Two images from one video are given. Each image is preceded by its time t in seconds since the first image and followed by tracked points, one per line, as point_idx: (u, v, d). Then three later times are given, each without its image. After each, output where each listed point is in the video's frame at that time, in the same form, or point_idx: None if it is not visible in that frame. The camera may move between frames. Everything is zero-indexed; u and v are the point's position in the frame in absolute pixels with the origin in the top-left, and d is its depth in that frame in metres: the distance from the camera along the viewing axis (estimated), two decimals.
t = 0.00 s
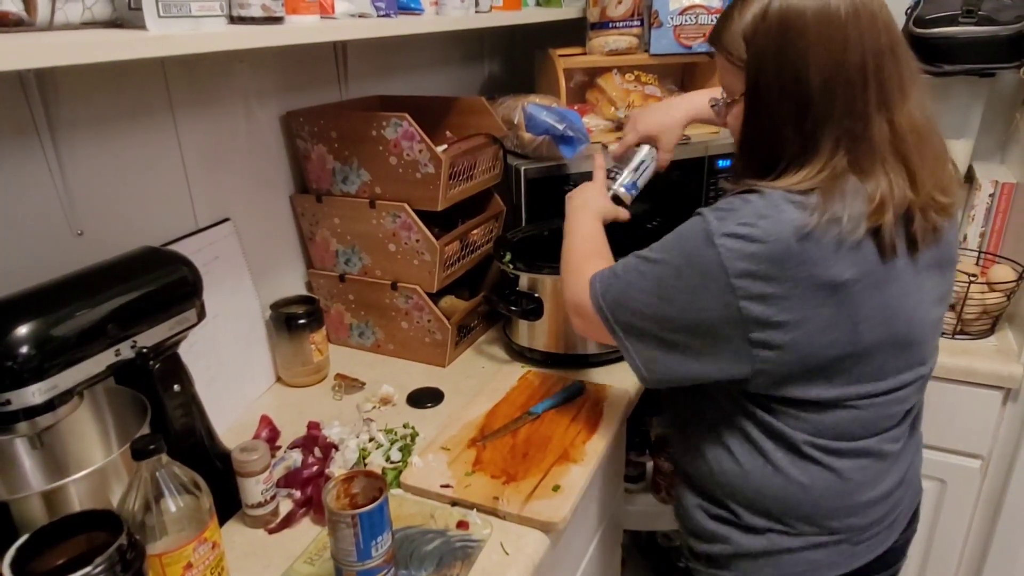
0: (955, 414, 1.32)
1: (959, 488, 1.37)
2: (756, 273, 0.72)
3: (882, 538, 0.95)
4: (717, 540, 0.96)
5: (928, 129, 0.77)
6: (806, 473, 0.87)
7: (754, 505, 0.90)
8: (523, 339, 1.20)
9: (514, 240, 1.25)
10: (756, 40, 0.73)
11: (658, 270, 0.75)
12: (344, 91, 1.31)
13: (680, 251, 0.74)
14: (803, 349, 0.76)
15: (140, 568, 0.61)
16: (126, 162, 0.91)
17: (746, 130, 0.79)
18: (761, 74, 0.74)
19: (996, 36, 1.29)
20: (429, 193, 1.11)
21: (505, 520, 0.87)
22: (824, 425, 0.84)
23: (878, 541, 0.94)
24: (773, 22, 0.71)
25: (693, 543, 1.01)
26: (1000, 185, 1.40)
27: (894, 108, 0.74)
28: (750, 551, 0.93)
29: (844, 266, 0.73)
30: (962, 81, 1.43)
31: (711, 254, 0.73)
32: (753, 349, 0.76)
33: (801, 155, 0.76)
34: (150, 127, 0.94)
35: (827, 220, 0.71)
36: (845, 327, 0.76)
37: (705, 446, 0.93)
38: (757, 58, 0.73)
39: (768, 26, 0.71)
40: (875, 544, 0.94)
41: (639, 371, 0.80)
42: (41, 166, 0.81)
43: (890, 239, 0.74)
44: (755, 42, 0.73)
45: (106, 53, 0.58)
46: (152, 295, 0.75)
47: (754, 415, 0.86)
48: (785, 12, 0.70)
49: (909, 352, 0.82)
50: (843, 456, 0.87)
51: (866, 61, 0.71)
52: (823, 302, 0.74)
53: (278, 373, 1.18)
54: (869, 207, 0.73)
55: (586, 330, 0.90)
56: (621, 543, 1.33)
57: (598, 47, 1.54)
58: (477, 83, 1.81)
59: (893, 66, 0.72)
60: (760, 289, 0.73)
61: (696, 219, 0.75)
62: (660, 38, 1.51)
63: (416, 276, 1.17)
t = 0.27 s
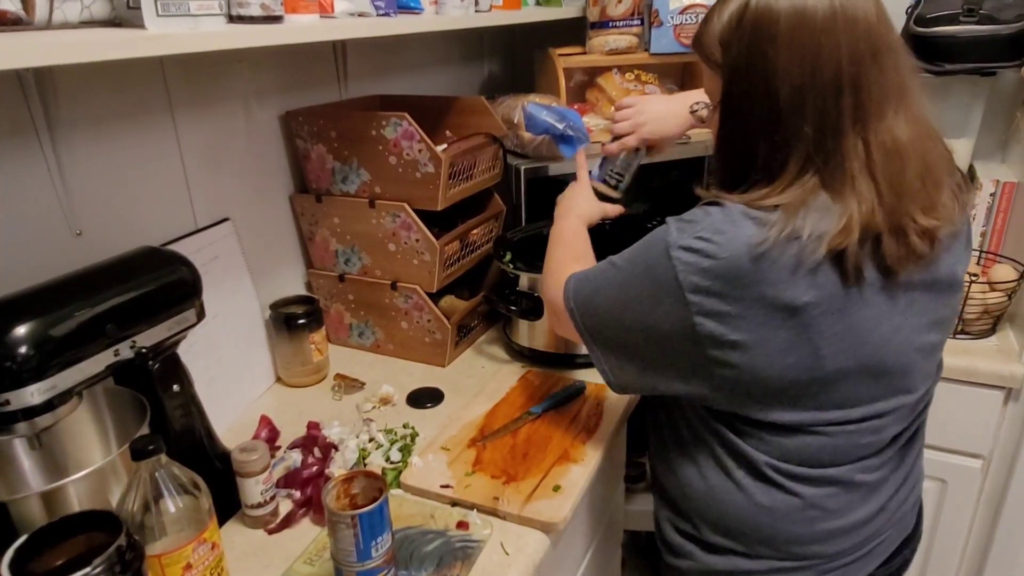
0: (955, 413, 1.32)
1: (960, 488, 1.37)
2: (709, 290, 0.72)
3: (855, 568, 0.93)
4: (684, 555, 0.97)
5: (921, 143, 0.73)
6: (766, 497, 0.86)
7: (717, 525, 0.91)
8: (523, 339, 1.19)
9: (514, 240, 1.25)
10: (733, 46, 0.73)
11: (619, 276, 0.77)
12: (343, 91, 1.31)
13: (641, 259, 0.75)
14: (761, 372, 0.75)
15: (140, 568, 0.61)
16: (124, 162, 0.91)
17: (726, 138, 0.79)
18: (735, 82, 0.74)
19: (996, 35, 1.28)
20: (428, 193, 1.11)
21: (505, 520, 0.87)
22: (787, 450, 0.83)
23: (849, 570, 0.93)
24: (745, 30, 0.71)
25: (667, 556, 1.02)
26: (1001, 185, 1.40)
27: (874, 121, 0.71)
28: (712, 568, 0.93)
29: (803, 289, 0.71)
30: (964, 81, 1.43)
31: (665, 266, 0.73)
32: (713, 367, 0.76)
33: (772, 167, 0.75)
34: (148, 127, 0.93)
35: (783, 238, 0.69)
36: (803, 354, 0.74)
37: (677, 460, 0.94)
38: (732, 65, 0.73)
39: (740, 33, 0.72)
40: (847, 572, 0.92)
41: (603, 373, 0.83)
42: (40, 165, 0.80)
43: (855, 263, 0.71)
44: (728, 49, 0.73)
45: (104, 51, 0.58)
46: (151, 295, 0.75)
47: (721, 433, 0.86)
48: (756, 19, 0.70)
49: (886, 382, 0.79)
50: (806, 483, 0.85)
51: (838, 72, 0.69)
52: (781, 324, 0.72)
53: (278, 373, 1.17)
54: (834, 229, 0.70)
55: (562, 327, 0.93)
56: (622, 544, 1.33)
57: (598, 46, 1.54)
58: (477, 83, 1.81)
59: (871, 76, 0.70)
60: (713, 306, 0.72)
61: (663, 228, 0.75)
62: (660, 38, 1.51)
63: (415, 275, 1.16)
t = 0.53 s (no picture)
0: (956, 412, 1.31)
1: (961, 487, 1.36)
2: (701, 298, 0.71)
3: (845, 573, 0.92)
4: (676, 553, 0.97)
5: (918, 149, 0.73)
6: (757, 500, 0.86)
7: (708, 525, 0.90)
8: (523, 339, 1.19)
9: (515, 239, 1.25)
10: (728, 50, 0.73)
11: (614, 282, 0.77)
12: (343, 90, 1.31)
13: (635, 265, 0.75)
14: (752, 379, 0.75)
15: (139, 568, 0.61)
16: (123, 162, 0.90)
17: (721, 143, 0.79)
18: (730, 86, 0.74)
19: (997, 34, 1.28)
20: (428, 192, 1.11)
21: (505, 520, 0.86)
22: (779, 454, 0.82)
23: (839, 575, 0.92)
24: (739, 33, 0.71)
25: (661, 555, 1.02)
26: (1002, 183, 1.40)
27: (871, 126, 0.71)
28: (703, 567, 0.93)
29: (795, 298, 0.70)
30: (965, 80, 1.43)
31: (659, 273, 0.73)
32: (705, 375, 0.76)
33: (765, 173, 0.75)
34: (147, 127, 0.93)
35: (776, 247, 0.69)
36: (794, 361, 0.74)
37: (673, 461, 0.94)
38: (727, 68, 0.74)
39: (736, 36, 0.72)
40: None
41: (600, 379, 0.83)
42: (39, 164, 0.80)
43: (848, 275, 0.70)
44: (723, 53, 0.74)
45: (104, 50, 0.58)
46: (150, 295, 0.75)
47: (714, 435, 0.86)
48: (751, 23, 0.70)
49: (881, 389, 0.79)
50: (797, 489, 0.85)
51: (833, 78, 0.69)
52: (773, 333, 0.72)
53: (278, 373, 1.17)
54: (828, 239, 0.69)
55: (560, 327, 0.94)
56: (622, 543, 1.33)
57: (599, 45, 1.54)
58: (477, 82, 1.81)
59: (867, 82, 0.70)
60: (704, 315, 0.72)
61: (659, 234, 0.75)
62: (661, 36, 1.50)
63: (415, 275, 1.16)
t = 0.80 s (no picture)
0: (958, 412, 1.31)
1: (963, 487, 1.36)
2: (704, 292, 0.71)
3: (849, 566, 0.92)
4: (680, 548, 0.97)
5: (918, 145, 0.73)
6: (761, 494, 0.85)
7: (712, 519, 0.90)
8: (523, 338, 1.19)
9: (515, 239, 1.24)
10: (728, 49, 0.73)
11: (615, 274, 0.77)
12: (343, 89, 1.31)
13: (637, 258, 0.75)
14: (754, 372, 0.75)
15: (139, 569, 0.60)
16: (122, 161, 0.90)
17: (723, 140, 0.79)
18: (731, 84, 0.74)
19: (998, 32, 1.28)
20: (428, 192, 1.11)
21: (506, 520, 0.86)
22: (782, 448, 0.82)
23: (842, 568, 0.92)
24: (740, 32, 0.71)
25: (664, 552, 1.02)
26: (1003, 182, 1.40)
27: (871, 123, 0.71)
28: (708, 562, 0.93)
29: (797, 292, 0.70)
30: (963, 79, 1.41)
31: (661, 267, 0.73)
32: (707, 367, 0.76)
33: (766, 170, 0.75)
34: (147, 126, 0.93)
35: (778, 242, 0.69)
36: (796, 355, 0.73)
37: (675, 456, 0.94)
38: (727, 67, 0.74)
39: (735, 35, 0.72)
40: (840, 571, 0.91)
41: (603, 376, 0.83)
42: (39, 164, 0.80)
43: (850, 268, 0.70)
44: (723, 52, 0.73)
45: (104, 49, 0.58)
46: (150, 294, 0.75)
47: (717, 429, 0.86)
48: (751, 22, 0.70)
49: (884, 382, 0.78)
50: (800, 482, 0.84)
51: (833, 75, 0.69)
52: (775, 327, 0.72)
53: (278, 372, 1.17)
54: (830, 233, 0.69)
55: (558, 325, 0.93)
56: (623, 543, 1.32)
57: (599, 44, 1.54)
58: (477, 82, 1.80)
59: (866, 79, 0.69)
60: (706, 309, 0.72)
61: (661, 228, 0.75)
62: (662, 35, 1.50)
63: (415, 274, 1.16)
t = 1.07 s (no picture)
0: (956, 410, 1.31)
1: (962, 485, 1.36)
2: (704, 288, 0.71)
3: (846, 560, 0.92)
4: (678, 543, 0.96)
5: (915, 143, 0.73)
6: (759, 489, 0.85)
7: (710, 513, 0.90)
8: (523, 337, 1.19)
9: (514, 238, 1.25)
10: (728, 47, 0.73)
11: (616, 270, 0.77)
12: (343, 88, 1.31)
13: (637, 255, 0.75)
14: (752, 368, 0.75)
15: (138, 567, 0.61)
16: (122, 161, 0.90)
17: (722, 138, 0.79)
18: (730, 82, 0.74)
19: (996, 31, 1.27)
20: (427, 191, 1.11)
21: (505, 518, 0.86)
22: (780, 443, 0.82)
23: (839, 562, 0.92)
24: (739, 30, 0.71)
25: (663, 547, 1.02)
26: (1002, 181, 1.39)
27: (869, 121, 0.71)
28: (706, 556, 0.93)
29: (796, 289, 0.70)
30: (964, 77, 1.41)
31: (661, 264, 0.73)
32: (706, 363, 0.76)
33: (764, 167, 0.75)
34: (146, 126, 0.93)
35: (777, 239, 0.69)
36: (794, 351, 0.73)
37: (674, 451, 0.94)
38: (726, 65, 0.74)
39: (735, 33, 0.72)
40: (837, 565, 0.91)
41: (602, 373, 0.83)
42: (38, 164, 0.80)
43: (848, 264, 0.70)
44: (723, 50, 0.74)
45: (103, 49, 0.58)
46: (150, 294, 0.75)
47: (715, 424, 0.87)
48: (750, 20, 0.70)
49: (881, 378, 0.78)
50: (798, 477, 0.84)
51: (831, 73, 0.69)
52: (773, 323, 0.72)
53: (278, 371, 1.17)
54: (828, 230, 0.69)
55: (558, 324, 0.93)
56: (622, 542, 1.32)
57: (598, 42, 1.54)
58: (476, 82, 1.80)
59: (865, 77, 0.70)
60: (705, 305, 0.72)
61: (661, 226, 0.75)
62: (660, 34, 1.50)
63: (415, 273, 1.16)
